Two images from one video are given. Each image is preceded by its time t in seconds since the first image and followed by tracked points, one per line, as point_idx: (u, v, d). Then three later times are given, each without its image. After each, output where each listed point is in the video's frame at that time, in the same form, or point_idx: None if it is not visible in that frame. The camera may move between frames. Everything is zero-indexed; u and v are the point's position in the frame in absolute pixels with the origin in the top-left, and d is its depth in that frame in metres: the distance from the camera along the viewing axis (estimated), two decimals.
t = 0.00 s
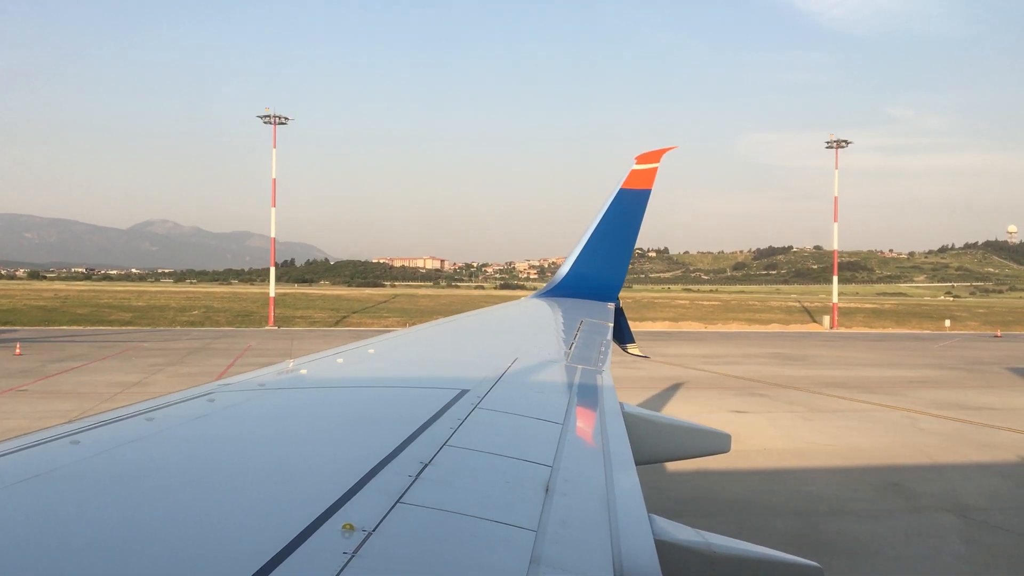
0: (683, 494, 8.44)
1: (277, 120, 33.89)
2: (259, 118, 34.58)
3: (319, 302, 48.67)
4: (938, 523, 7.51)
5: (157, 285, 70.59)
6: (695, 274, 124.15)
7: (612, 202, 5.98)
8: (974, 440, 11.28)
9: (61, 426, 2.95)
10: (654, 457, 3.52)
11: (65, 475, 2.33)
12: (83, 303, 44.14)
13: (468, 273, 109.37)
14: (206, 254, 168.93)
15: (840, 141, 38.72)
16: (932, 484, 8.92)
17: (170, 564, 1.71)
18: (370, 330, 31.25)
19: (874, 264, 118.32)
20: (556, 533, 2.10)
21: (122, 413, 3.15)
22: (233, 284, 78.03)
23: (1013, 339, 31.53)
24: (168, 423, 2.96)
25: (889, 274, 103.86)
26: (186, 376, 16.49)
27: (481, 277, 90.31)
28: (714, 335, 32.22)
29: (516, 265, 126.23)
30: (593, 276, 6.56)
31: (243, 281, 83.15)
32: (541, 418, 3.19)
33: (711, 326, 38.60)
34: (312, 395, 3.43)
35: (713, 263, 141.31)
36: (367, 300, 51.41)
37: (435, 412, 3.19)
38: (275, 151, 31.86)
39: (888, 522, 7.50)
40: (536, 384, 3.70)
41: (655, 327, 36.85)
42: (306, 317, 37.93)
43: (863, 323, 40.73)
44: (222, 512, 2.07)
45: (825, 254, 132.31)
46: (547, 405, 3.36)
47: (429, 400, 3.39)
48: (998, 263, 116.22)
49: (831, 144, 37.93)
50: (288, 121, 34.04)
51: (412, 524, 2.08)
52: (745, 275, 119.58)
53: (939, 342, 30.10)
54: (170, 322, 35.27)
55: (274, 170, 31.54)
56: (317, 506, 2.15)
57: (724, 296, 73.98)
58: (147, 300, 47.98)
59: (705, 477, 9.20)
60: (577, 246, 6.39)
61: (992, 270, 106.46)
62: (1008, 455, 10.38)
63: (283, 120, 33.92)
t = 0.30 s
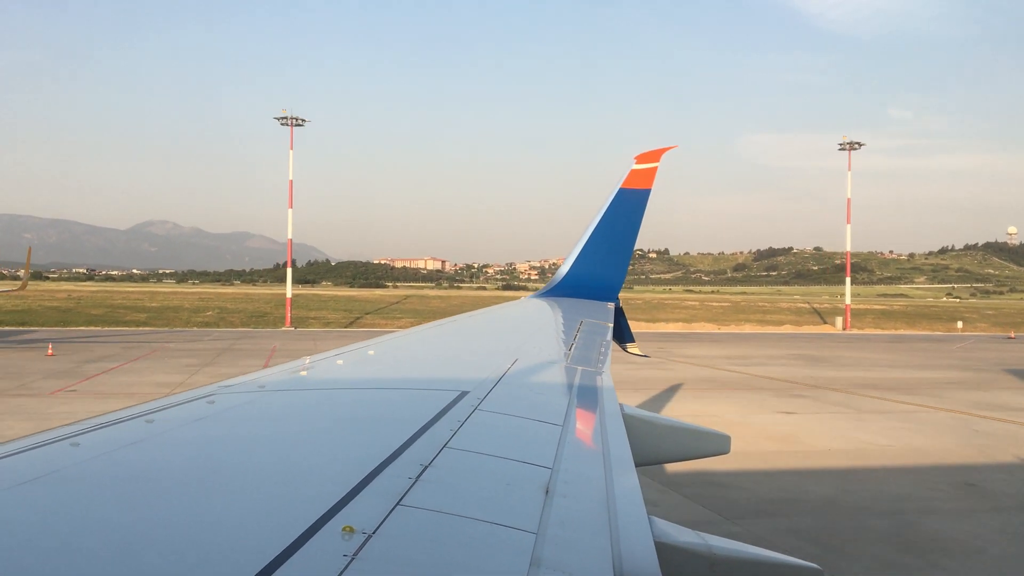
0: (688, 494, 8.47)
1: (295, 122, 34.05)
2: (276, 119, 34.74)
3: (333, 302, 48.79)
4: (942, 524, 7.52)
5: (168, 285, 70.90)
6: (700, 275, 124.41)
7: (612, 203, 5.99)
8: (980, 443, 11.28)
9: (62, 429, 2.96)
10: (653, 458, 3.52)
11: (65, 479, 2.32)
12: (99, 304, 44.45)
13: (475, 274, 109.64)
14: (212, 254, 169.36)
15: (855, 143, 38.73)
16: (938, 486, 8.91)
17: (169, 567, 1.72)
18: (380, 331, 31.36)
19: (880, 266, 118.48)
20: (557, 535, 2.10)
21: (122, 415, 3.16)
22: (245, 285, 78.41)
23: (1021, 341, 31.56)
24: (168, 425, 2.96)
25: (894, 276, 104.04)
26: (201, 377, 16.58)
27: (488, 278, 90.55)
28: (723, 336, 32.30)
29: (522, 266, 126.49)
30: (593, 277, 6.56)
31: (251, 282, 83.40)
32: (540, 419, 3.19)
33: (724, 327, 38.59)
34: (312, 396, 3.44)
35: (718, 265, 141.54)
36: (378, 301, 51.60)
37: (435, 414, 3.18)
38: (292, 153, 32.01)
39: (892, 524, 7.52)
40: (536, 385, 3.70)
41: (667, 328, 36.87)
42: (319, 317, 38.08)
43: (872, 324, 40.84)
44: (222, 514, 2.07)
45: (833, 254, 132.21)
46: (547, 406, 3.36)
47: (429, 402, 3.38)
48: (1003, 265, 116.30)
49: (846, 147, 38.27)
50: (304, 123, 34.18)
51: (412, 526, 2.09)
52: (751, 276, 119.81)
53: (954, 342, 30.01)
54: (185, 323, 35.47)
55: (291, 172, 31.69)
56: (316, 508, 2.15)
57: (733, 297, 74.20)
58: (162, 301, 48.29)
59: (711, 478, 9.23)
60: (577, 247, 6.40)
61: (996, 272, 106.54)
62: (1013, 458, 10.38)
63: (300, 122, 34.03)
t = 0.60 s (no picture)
0: (693, 493, 8.47)
1: (311, 121, 34.04)
2: (294, 119, 34.71)
3: (345, 301, 48.89)
4: (947, 523, 7.51)
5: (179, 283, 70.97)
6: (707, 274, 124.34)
7: (612, 204, 5.99)
8: (986, 442, 11.25)
9: (62, 427, 2.96)
10: (653, 456, 3.52)
11: (66, 477, 2.33)
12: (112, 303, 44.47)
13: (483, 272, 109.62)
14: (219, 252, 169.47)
15: (869, 142, 38.59)
16: (944, 485, 8.90)
17: (170, 566, 1.72)
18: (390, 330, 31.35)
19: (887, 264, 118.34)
20: (557, 534, 2.10)
21: (122, 414, 3.16)
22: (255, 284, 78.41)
23: None
24: (169, 424, 2.97)
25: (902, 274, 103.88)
26: (215, 375, 16.57)
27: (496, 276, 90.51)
28: (733, 335, 32.28)
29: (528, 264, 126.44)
30: (593, 278, 6.56)
31: (259, 280, 83.40)
32: (541, 418, 3.19)
33: (736, 326, 38.50)
34: (312, 395, 3.44)
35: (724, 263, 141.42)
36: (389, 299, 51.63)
37: (436, 413, 3.18)
38: (309, 153, 32.00)
39: (897, 522, 7.51)
40: (537, 384, 3.70)
41: (679, 327, 36.77)
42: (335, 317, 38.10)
43: (883, 323, 40.77)
44: (222, 512, 2.07)
45: (840, 253, 131.95)
46: (547, 405, 3.37)
47: (428, 401, 3.38)
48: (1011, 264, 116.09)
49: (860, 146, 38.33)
50: (322, 122, 34.14)
51: (413, 525, 2.09)
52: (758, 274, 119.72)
53: (966, 342, 29.90)
54: (199, 322, 35.46)
55: (308, 171, 31.68)
56: (318, 506, 2.15)
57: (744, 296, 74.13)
58: (176, 300, 48.29)
59: (716, 477, 9.22)
60: (577, 248, 6.40)
61: (1004, 271, 106.34)
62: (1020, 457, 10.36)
63: (317, 121, 33.96)
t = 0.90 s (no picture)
0: (699, 491, 8.47)
1: (332, 123, 33.99)
2: (314, 120, 34.71)
3: (358, 300, 48.87)
4: (953, 520, 7.50)
5: (189, 284, 70.95)
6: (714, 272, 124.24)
7: (613, 200, 5.99)
8: (994, 439, 11.23)
9: (64, 425, 2.97)
10: (655, 453, 3.52)
11: (66, 475, 2.33)
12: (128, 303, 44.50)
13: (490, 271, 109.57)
14: (226, 252, 169.47)
15: (884, 139, 38.49)
16: (951, 482, 8.88)
17: (171, 564, 1.72)
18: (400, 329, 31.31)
19: (895, 262, 118.23)
20: (559, 531, 2.11)
21: (124, 412, 3.16)
22: (266, 283, 78.46)
23: None
24: (171, 422, 2.97)
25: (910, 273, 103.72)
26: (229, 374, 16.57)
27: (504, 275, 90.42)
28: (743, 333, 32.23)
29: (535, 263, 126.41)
30: (594, 274, 6.57)
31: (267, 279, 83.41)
32: (542, 415, 3.20)
33: (749, 324, 38.43)
34: (313, 393, 3.44)
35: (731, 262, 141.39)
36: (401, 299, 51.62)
37: (437, 411, 3.19)
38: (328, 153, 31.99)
39: (903, 519, 7.51)
40: (538, 381, 3.72)
41: (691, 326, 36.72)
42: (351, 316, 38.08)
43: (895, 322, 40.69)
44: (224, 512, 2.07)
45: (848, 251, 131.72)
46: (548, 402, 3.37)
47: (430, 398, 3.39)
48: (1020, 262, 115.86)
49: (874, 144, 38.33)
50: (341, 123, 34.04)
51: (415, 522, 2.09)
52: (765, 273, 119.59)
53: (980, 339, 29.81)
54: (215, 321, 35.49)
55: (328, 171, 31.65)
56: (319, 504, 2.15)
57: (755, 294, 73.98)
58: (191, 299, 48.35)
59: (723, 474, 9.22)
60: (578, 243, 6.40)
61: (1011, 269, 106.16)
62: None
63: (335, 122, 33.88)
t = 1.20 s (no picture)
0: (703, 489, 8.47)
1: (347, 122, 34.44)
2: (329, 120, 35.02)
3: (370, 300, 48.93)
4: (961, 516, 7.51)
5: (200, 284, 71.07)
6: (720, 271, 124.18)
7: (612, 202, 5.99)
8: (1001, 437, 11.21)
9: (65, 428, 2.97)
10: (655, 455, 3.52)
11: (67, 478, 2.33)
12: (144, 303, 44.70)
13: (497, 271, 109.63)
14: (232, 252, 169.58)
15: (898, 138, 38.54)
16: (955, 480, 8.86)
17: (170, 566, 1.72)
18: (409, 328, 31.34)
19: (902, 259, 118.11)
20: (559, 533, 2.10)
21: (124, 414, 3.16)
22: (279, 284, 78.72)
23: None
24: (171, 424, 2.97)
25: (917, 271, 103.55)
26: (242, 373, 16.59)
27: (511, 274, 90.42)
28: (753, 332, 32.19)
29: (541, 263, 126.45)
30: (594, 276, 6.57)
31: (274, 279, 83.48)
32: (542, 417, 3.19)
33: (764, 323, 38.36)
34: (312, 395, 3.44)
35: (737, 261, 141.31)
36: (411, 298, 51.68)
37: (438, 412, 3.19)
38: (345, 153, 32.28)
39: (910, 517, 7.52)
40: (538, 382, 3.72)
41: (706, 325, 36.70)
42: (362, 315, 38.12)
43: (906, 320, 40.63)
44: (224, 513, 2.07)
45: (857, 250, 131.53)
46: (548, 403, 3.37)
47: (430, 400, 3.39)
48: None
49: (888, 142, 38.43)
50: (356, 122, 34.54)
51: (415, 523, 2.09)
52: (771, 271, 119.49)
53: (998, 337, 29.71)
54: (231, 321, 35.66)
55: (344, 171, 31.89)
56: (320, 506, 2.15)
57: (765, 293, 73.90)
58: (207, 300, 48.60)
59: (729, 473, 9.22)
60: (578, 246, 6.40)
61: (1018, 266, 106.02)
62: None
63: (349, 124, 34.06)
